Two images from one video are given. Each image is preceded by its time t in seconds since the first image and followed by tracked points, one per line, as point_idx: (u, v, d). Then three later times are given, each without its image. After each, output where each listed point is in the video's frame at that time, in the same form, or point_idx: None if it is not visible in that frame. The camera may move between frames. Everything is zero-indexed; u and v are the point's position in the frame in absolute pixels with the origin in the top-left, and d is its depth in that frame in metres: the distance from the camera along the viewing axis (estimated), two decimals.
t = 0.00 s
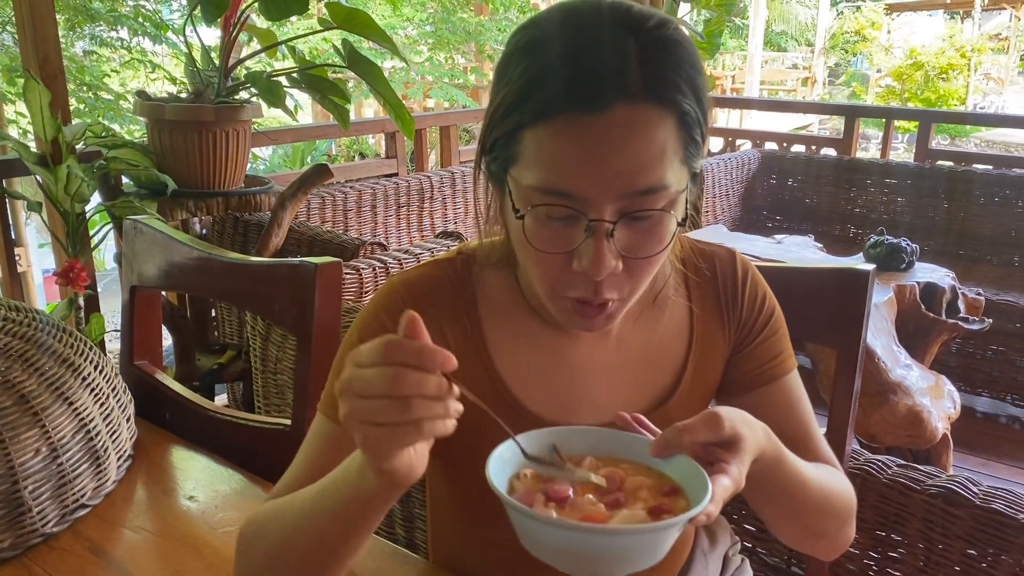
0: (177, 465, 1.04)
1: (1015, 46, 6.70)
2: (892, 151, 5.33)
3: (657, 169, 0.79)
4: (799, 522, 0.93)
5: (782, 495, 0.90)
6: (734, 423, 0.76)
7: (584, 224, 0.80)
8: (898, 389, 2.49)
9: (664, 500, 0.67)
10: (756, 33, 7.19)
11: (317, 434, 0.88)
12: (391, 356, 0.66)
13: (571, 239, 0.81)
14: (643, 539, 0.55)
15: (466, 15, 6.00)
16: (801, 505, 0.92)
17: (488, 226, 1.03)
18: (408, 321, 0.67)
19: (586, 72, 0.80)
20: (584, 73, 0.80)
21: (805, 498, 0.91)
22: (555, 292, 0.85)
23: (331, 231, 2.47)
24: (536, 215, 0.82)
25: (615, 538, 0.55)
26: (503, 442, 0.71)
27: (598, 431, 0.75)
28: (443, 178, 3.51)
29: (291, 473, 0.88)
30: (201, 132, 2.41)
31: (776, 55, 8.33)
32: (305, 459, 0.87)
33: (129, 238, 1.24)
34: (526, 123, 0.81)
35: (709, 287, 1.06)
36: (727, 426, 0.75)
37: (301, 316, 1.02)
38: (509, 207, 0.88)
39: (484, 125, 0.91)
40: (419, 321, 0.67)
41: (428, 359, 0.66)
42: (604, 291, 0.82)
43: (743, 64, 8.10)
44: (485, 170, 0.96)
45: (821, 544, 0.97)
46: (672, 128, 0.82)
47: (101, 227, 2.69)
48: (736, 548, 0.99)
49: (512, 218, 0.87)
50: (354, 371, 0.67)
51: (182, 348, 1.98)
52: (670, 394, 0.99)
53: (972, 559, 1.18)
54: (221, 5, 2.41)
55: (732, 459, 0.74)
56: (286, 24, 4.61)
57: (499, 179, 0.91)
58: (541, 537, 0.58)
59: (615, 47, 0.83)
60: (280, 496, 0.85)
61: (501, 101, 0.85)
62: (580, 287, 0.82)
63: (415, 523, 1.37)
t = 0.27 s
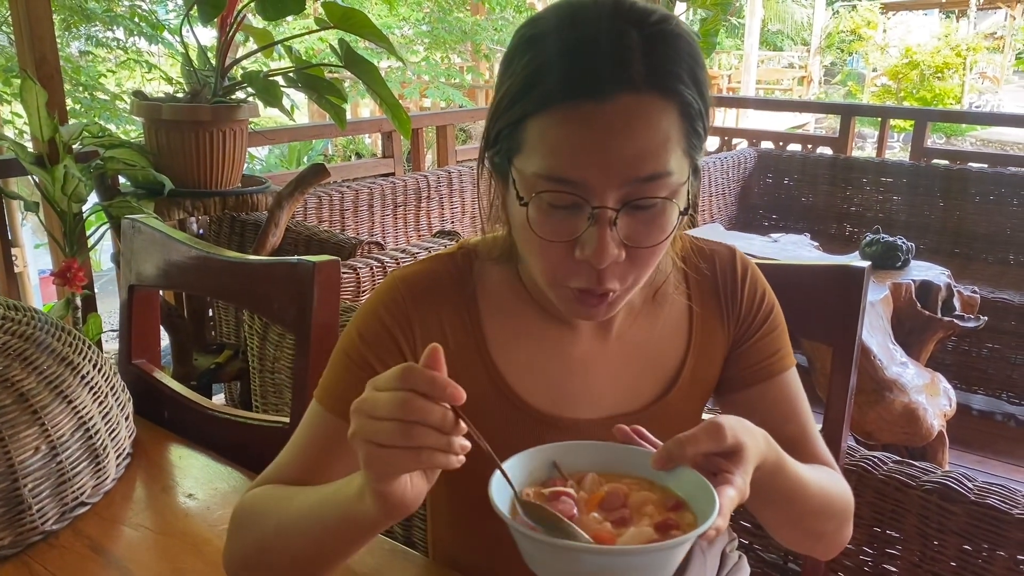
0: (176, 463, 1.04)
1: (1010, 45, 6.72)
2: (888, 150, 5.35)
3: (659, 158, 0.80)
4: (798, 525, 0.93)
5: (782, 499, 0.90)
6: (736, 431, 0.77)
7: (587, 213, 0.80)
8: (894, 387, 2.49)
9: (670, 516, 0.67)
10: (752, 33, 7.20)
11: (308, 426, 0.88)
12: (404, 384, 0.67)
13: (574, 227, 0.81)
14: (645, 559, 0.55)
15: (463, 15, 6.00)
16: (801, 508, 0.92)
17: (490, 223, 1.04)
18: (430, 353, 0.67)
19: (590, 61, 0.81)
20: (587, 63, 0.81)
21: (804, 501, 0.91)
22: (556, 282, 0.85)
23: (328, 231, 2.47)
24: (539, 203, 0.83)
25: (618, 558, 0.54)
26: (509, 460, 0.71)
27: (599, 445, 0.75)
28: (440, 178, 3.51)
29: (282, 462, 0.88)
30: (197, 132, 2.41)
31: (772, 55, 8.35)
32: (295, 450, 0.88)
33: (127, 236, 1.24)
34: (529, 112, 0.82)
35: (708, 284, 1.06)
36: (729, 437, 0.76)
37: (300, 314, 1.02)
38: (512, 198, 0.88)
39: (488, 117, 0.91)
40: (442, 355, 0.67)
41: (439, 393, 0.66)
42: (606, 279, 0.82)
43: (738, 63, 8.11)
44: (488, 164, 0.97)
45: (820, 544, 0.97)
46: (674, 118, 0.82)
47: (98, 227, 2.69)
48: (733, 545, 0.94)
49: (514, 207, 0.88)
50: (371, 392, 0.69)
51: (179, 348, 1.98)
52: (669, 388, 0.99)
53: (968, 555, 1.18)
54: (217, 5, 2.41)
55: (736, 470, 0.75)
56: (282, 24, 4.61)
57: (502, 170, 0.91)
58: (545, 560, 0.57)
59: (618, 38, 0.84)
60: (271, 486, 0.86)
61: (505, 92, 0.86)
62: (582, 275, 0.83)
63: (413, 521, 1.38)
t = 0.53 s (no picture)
0: (176, 462, 1.05)
1: (1005, 43, 6.74)
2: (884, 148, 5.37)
3: (660, 152, 0.81)
4: (794, 524, 0.94)
5: (779, 500, 0.90)
6: (734, 435, 0.78)
7: (588, 205, 0.81)
8: (889, 383, 2.51)
9: (672, 522, 0.67)
10: (747, 31, 7.21)
11: (307, 420, 0.89)
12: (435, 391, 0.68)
13: (575, 219, 0.82)
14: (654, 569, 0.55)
15: (459, 14, 6.00)
16: (798, 508, 0.92)
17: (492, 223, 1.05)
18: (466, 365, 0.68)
19: (592, 55, 0.82)
20: (589, 57, 0.82)
21: (800, 501, 0.92)
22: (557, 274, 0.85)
23: (325, 230, 2.47)
24: (541, 194, 0.83)
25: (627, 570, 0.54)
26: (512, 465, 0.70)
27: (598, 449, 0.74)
28: (437, 177, 3.52)
29: (280, 455, 0.88)
30: (194, 132, 2.42)
31: (768, 53, 8.36)
32: (295, 445, 0.88)
33: (126, 237, 1.24)
34: (532, 105, 0.83)
35: (706, 283, 1.07)
36: (728, 439, 0.76)
37: (298, 314, 1.03)
38: (514, 191, 0.89)
39: (491, 112, 0.92)
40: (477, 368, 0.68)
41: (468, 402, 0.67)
42: (607, 271, 0.83)
43: (734, 61, 8.12)
44: (490, 159, 0.97)
45: (815, 542, 0.98)
46: (675, 112, 0.83)
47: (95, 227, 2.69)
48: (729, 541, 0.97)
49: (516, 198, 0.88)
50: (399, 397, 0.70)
51: (177, 348, 1.99)
52: (667, 383, 1.00)
53: (963, 550, 1.19)
54: (214, 5, 2.41)
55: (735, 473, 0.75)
56: (278, 24, 4.60)
57: (504, 164, 0.92)
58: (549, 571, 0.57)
59: (620, 33, 0.85)
60: (273, 480, 0.86)
61: (508, 86, 0.87)
62: (583, 266, 0.83)
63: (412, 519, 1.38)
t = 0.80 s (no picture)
0: (171, 460, 1.05)
1: (1001, 38, 6.75)
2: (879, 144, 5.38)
3: (659, 150, 0.81)
4: (787, 523, 0.95)
5: (770, 500, 0.91)
6: (725, 440, 0.78)
7: (587, 202, 0.81)
8: (884, 379, 2.52)
9: (665, 531, 0.68)
10: (743, 27, 7.21)
11: (306, 417, 0.90)
12: (413, 450, 0.64)
13: (574, 217, 0.82)
14: None
15: (454, 11, 5.99)
16: (789, 506, 0.93)
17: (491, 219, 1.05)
18: (438, 424, 0.64)
19: (593, 53, 0.82)
20: (589, 55, 0.82)
21: (792, 500, 0.93)
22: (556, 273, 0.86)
23: (321, 228, 2.47)
24: (540, 192, 0.83)
25: None
26: (502, 481, 0.70)
27: (590, 460, 0.75)
28: (433, 174, 3.52)
29: (279, 454, 0.88)
30: (189, 130, 2.41)
31: (763, 49, 8.35)
32: (293, 445, 0.88)
33: (120, 236, 1.24)
34: (531, 103, 0.83)
35: (701, 279, 1.07)
36: (718, 445, 0.76)
37: (293, 311, 1.03)
38: (513, 188, 0.89)
39: (490, 109, 0.92)
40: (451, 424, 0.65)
41: (449, 457, 0.64)
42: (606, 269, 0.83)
43: (730, 57, 8.11)
44: (489, 155, 0.98)
45: (808, 540, 0.99)
46: (674, 111, 0.83)
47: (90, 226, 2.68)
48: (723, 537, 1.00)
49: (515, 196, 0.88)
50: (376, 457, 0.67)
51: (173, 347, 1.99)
52: (662, 379, 1.00)
53: (956, 544, 1.20)
54: (208, 3, 2.41)
55: (727, 478, 0.75)
56: (273, 22, 4.59)
57: (503, 161, 0.92)
58: None
59: (621, 31, 0.85)
60: (273, 481, 0.86)
61: (507, 83, 0.87)
62: (582, 265, 0.84)
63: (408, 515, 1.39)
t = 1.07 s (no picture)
0: (164, 458, 1.05)
1: (993, 34, 6.77)
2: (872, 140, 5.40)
3: (652, 147, 0.81)
4: (778, 521, 0.95)
5: (760, 499, 0.91)
6: (713, 441, 0.78)
7: (581, 198, 0.81)
8: (877, 373, 2.53)
9: (656, 533, 0.68)
10: (737, 23, 7.21)
11: (301, 416, 0.90)
12: (386, 495, 0.64)
13: (567, 213, 0.82)
14: None
15: (447, 8, 5.98)
16: (779, 505, 0.93)
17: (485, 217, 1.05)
18: (399, 470, 0.64)
19: (586, 49, 0.82)
20: (581, 53, 0.82)
21: (782, 498, 0.93)
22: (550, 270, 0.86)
23: (314, 226, 2.47)
24: (534, 189, 0.84)
25: None
26: (491, 483, 0.70)
27: (580, 460, 0.75)
28: (427, 171, 3.52)
29: (274, 454, 0.88)
30: (182, 128, 2.40)
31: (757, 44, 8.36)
32: (288, 446, 0.88)
33: (112, 234, 1.24)
34: (525, 101, 0.83)
35: (693, 278, 1.08)
36: (706, 446, 0.77)
37: (285, 309, 1.03)
38: (507, 186, 0.89)
39: (485, 107, 0.93)
40: (410, 466, 0.64)
41: (421, 497, 0.63)
42: (600, 266, 0.83)
43: (724, 53, 8.11)
44: (483, 153, 0.98)
45: (799, 538, 0.99)
46: (667, 107, 0.84)
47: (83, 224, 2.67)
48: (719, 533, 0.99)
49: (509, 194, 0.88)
50: (351, 507, 0.66)
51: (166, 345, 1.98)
52: (655, 377, 1.01)
53: (947, 537, 1.20)
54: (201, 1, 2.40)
55: (716, 479, 0.76)
56: (266, 19, 4.58)
57: (497, 159, 0.92)
58: None
59: (613, 29, 0.85)
60: (267, 483, 0.86)
61: (501, 80, 0.87)
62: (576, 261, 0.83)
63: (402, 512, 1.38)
